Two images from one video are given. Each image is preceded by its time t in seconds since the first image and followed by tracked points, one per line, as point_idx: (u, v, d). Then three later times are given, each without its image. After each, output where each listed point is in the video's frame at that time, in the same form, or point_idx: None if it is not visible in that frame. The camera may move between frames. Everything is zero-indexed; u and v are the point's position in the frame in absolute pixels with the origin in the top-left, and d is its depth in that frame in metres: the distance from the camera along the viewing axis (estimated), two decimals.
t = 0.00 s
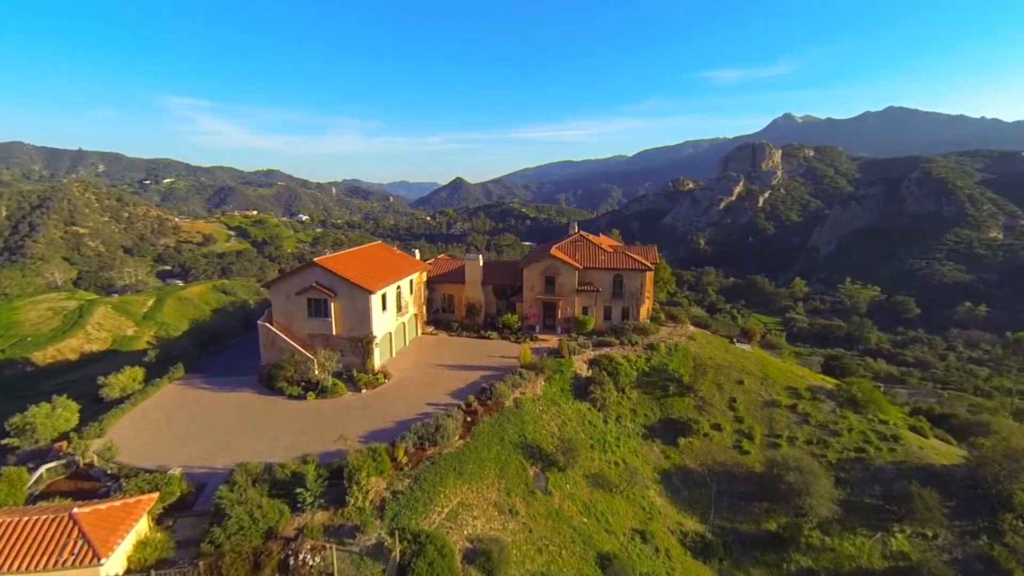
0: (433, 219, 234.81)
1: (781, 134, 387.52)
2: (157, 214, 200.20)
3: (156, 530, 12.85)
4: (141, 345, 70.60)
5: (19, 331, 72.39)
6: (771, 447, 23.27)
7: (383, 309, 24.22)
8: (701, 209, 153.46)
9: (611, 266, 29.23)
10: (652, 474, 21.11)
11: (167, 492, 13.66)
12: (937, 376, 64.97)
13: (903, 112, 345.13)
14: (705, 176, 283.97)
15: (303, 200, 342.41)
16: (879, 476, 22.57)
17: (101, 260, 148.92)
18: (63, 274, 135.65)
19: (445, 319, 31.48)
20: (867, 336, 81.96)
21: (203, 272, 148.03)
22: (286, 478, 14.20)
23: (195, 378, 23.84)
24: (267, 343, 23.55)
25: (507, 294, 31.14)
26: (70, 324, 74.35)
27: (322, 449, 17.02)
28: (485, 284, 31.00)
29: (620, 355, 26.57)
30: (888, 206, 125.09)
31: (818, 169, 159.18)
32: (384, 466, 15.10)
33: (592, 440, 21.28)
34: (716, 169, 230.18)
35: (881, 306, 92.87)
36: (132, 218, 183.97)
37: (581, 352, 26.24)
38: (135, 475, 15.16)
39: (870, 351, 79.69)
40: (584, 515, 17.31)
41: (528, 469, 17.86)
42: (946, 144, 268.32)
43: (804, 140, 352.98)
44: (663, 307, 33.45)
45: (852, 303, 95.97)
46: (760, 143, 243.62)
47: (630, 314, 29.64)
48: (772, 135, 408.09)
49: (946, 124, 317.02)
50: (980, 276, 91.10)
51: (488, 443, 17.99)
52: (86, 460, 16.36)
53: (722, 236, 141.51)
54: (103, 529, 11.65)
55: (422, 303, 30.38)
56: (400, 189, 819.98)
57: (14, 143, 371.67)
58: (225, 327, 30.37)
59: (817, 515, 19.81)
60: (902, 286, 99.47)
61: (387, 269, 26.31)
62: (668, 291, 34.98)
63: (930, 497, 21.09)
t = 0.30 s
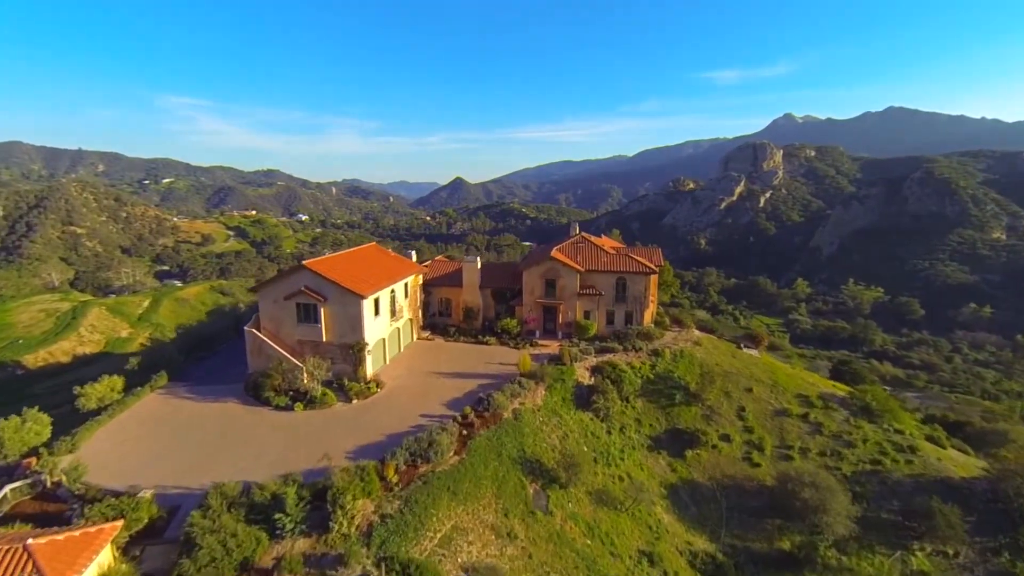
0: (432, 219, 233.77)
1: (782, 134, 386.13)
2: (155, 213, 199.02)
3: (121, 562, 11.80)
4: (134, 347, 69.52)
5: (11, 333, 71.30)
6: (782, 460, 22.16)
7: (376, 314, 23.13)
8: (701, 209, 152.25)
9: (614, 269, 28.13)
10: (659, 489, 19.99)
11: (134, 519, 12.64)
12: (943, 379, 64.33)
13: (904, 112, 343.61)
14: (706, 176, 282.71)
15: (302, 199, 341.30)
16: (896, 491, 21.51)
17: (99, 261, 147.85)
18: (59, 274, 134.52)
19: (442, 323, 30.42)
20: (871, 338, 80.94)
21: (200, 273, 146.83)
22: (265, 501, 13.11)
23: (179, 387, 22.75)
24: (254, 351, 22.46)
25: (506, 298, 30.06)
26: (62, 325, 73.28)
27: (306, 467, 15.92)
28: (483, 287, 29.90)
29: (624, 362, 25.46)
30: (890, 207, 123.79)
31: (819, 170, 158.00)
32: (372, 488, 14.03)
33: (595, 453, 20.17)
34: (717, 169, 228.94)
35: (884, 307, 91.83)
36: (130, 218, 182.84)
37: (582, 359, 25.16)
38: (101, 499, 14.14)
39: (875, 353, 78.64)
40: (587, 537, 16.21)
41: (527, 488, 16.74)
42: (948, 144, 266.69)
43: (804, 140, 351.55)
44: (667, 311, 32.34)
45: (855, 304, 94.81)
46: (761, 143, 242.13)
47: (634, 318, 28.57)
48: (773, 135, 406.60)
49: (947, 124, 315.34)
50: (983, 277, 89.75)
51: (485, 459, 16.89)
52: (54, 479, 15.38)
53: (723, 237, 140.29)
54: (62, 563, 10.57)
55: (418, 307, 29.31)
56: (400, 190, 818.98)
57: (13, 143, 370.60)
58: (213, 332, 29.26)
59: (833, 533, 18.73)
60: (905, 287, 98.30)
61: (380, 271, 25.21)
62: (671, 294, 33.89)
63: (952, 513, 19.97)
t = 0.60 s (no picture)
0: (431, 219, 232.43)
1: (781, 134, 385.30)
2: (152, 213, 197.35)
3: None
4: (126, 350, 68.14)
5: None
6: (793, 473, 21.10)
7: (366, 321, 22.02)
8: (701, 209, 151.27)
9: (616, 272, 27.08)
10: (664, 505, 18.93)
11: (93, 551, 11.75)
12: (947, 382, 63.33)
13: (903, 113, 342.86)
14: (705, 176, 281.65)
15: (301, 199, 339.75)
16: (913, 506, 20.47)
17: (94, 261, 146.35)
18: (54, 274, 133.01)
19: (437, 329, 29.34)
20: (874, 340, 79.99)
21: (197, 273, 145.37)
22: (239, 530, 12.03)
23: (159, 398, 21.70)
24: (238, 359, 21.37)
25: (503, 302, 28.94)
26: (52, 328, 71.81)
27: (287, 489, 14.89)
28: (480, 290, 28.80)
29: (626, 369, 24.37)
30: (891, 207, 122.82)
31: (819, 170, 157.10)
32: (356, 513, 12.94)
33: (597, 468, 19.09)
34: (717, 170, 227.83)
35: (885, 308, 90.87)
36: (126, 218, 181.19)
37: (583, 366, 24.09)
38: (62, 527, 13.20)
39: (877, 355, 77.66)
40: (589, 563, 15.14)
41: (525, 509, 15.67)
42: (948, 144, 265.92)
43: (803, 140, 350.80)
44: (670, 316, 31.29)
45: (856, 305, 93.79)
46: (761, 142, 240.99)
47: (636, 324, 27.52)
48: (772, 135, 405.78)
49: (946, 124, 314.60)
50: (984, 277, 88.83)
51: (480, 478, 15.78)
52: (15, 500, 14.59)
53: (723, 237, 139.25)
54: None
55: (412, 311, 28.18)
56: (399, 189, 817.71)
57: (10, 142, 368.20)
58: (198, 339, 28.22)
59: (848, 553, 17.75)
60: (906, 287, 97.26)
61: (372, 275, 24.11)
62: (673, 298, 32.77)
63: (973, 531, 18.99)
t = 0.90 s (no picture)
0: (430, 219, 231.22)
1: (782, 134, 384.06)
2: (150, 213, 196.11)
3: None
4: (119, 353, 66.85)
5: None
6: (806, 489, 20.03)
7: (357, 328, 20.97)
8: (702, 209, 150.08)
9: (619, 275, 25.99)
10: (672, 525, 17.87)
11: None
12: (952, 386, 62.63)
13: (903, 113, 341.72)
14: (705, 176, 280.43)
15: (300, 199, 338.53)
16: (933, 524, 19.41)
17: (91, 261, 145.15)
18: (50, 275, 131.75)
19: (433, 334, 28.26)
20: (878, 342, 78.82)
21: (195, 274, 144.04)
22: (209, 565, 11.09)
23: (138, 408, 20.73)
24: (222, 368, 20.39)
25: (502, 306, 27.88)
26: (45, 330, 70.74)
27: (267, 514, 13.92)
28: (477, 294, 27.72)
29: (629, 378, 23.30)
30: (893, 207, 121.73)
31: (819, 170, 156.01)
32: (339, 544, 11.95)
33: (599, 486, 17.98)
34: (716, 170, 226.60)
35: (888, 310, 89.74)
36: (124, 218, 179.95)
37: (584, 374, 23.06)
38: (21, 558, 12.41)
39: (880, 358, 76.59)
40: None
41: (523, 534, 14.60)
42: (947, 144, 264.87)
43: (803, 140, 349.78)
44: (675, 321, 30.16)
45: (858, 306, 92.70)
46: (762, 142, 239.43)
47: (640, 329, 26.46)
48: (771, 135, 404.39)
49: (946, 125, 313.29)
50: (987, 278, 87.80)
51: (475, 500, 14.77)
52: None
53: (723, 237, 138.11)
54: None
55: (406, 317, 27.11)
56: (399, 189, 816.74)
57: (9, 142, 366.70)
58: (182, 347, 27.18)
59: None
60: (907, 288, 96.06)
61: (364, 280, 23.04)
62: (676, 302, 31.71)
63: (997, 550, 18.00)
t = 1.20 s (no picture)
0: (430, 219, 230.04)
1: (783, 133, 382.45)
2: (149, 213, 195.16)
3: None
4: (114, 356, 65.74)
5: None
6: (820, 506, 19.01)
7: (348, 336, 19.94)
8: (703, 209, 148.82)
9: (622, 280, 24.95)
10: (680, 547, 16.86)
11: None
12: (960, 391, 61.37)
13: (904, 112, 339.91)
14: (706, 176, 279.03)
15: (301, 199, 337.51)
16: (955, 544, 18.36)
17: (91, 261, 144.12)
18: (49, 276, 130.72)
19: (429, 340, 27.25)
20: (883, 344, 77.59)
21: (195, 274, 142.82)
22: None
23: (118, 420, 19.73)
24: (206, 378, 19.39)
25: (501, 311, 26.85)
26: (39, 332, 69.72)
27: (245, 540, 12.94)
28: (475, 299, 26.70)
29: (633, 387, 22.27)
30: (895, 207, 120.53)
31: (820, 170, 154.73)
32: None
33: (602, 504, 16.98)
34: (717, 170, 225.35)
35: (892, 311, 88.29)
36: (123, 218, 178.98)
37: (587, 384, 22.03)
38: None
39: (885, 360, 75.41)
40: None
41: (521, 561, 13.59)
42: (949, 144, 263.20)
43: (804, 140, 348.09)
44: (679, 326, 29.12)
45: (862, 307, 91.46)
46: (762, 142, 237.86)
47: (644, 336, 25.44)
48: (772, 134, 402.76)
49: (948, 124, 311.42)
50: (992, 280, 86.65)
51: (470, 524, 13.76)
52: None
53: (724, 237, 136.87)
54: None
55: (402, 322, 26.10)
56: (399, 189, 815.71)
57: (10, 142, 365.95)
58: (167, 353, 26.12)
59: None
60: (911, 289, 94.78)
61: (356, 285, 22.02)
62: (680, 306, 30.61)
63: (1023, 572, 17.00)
